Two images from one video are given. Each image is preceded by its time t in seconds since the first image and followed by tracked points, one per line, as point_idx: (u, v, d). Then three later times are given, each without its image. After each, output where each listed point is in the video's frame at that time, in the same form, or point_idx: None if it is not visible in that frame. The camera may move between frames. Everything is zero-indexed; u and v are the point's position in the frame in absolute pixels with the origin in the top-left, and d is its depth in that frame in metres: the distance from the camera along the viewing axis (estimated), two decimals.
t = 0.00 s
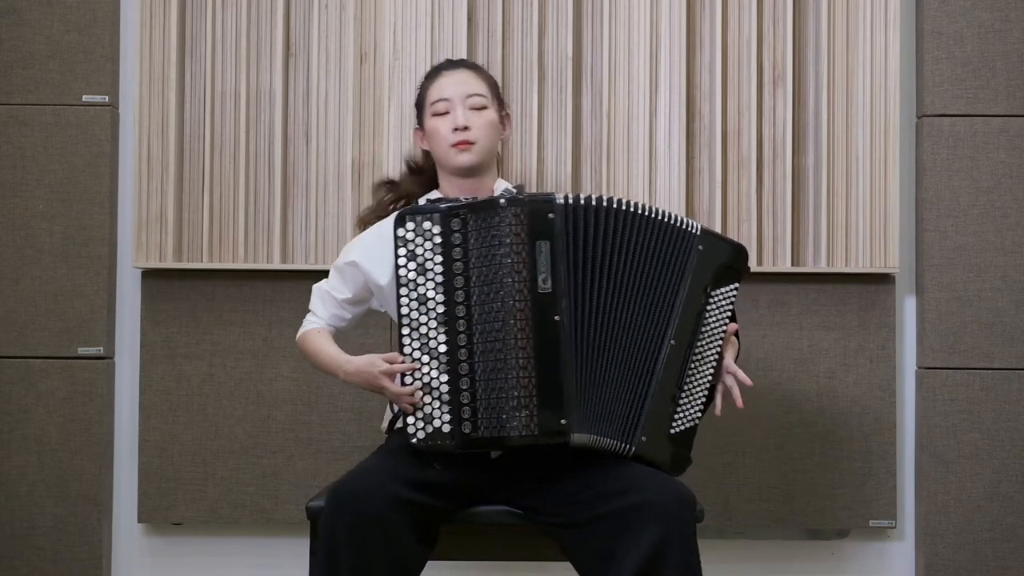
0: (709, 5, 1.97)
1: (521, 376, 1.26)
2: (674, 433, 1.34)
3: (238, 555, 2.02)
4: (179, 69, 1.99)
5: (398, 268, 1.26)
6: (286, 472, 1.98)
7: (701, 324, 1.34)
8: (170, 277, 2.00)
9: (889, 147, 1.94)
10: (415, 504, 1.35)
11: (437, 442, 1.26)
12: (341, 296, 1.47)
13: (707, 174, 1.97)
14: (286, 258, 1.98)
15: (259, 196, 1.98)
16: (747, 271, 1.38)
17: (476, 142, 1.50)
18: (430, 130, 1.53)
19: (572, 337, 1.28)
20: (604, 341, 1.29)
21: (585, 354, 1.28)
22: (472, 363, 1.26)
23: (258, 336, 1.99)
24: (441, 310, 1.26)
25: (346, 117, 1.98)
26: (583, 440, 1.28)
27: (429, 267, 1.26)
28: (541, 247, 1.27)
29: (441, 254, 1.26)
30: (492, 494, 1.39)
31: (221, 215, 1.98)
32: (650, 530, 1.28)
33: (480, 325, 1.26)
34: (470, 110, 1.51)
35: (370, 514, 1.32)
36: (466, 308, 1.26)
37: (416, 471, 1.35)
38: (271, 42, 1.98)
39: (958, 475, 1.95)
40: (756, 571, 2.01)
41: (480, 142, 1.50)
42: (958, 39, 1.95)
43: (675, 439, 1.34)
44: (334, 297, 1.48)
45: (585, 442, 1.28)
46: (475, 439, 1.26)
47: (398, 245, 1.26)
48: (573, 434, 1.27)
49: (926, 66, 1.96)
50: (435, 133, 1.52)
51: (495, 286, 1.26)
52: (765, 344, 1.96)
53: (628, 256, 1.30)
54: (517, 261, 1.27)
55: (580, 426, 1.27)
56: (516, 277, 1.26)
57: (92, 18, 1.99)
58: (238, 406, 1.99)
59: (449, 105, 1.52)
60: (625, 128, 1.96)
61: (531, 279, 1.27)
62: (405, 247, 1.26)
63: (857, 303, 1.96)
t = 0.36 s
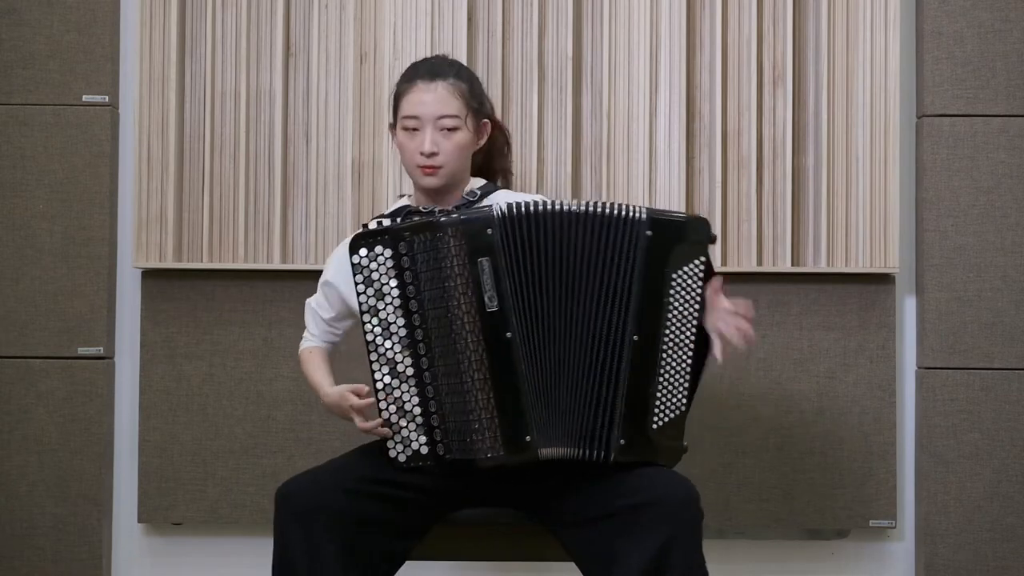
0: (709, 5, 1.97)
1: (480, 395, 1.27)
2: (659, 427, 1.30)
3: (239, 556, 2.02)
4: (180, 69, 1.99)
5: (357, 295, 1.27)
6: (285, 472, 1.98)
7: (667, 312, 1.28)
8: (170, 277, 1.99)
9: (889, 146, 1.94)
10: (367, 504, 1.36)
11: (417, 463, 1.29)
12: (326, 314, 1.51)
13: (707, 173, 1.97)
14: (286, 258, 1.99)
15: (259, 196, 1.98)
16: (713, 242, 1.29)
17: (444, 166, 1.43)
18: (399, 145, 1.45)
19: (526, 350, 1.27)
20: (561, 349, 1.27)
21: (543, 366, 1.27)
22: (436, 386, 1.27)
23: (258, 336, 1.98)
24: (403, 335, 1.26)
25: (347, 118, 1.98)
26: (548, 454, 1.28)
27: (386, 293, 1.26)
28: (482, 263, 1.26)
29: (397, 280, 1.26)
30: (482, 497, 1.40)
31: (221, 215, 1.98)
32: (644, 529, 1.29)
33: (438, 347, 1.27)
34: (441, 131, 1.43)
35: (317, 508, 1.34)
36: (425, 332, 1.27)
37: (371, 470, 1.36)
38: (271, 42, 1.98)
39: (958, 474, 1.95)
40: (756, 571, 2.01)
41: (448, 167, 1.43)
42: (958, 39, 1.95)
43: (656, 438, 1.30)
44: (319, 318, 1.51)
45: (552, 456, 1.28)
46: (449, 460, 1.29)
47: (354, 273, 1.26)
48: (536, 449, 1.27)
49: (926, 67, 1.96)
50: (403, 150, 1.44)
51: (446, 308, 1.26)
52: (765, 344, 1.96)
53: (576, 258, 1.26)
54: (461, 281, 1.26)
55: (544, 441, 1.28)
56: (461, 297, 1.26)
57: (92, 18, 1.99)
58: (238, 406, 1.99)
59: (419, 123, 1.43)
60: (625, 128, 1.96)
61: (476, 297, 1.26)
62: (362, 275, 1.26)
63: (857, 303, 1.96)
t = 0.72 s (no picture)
0: (709, 5, 1.97)
1: (482, 404, 1.27)
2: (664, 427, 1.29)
3: (238, 556, 2.02)
4: (180, 69, 1.99)
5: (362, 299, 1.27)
6: (285, 472, 1.98)
7: (663, 313, 1.27)
8: (170, 277, 1.99)
9: (889, 146, 1.94)
10: (369, 505, 1.36)
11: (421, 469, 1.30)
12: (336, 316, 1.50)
13: (707, 173, 1.97)
14: (286, 259, 1.99)
15: (259, 196, 1.98)
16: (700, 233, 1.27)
17: (464, 177, 1.40)
18: (416, 158, 1.41)
19: (528, 359, 1.27)
20: (562, 357, 1.27)
21: (545, 375, 1.27)
22: (439, 394, 1.28)
23: (258, 336, 1.98)
24: (407, 340, 1.27)
25: (347, 118, 1.98)
26: (552, 464, 1.28)
27: (390, 298, 1.27)
28: (481, 274, 1.25)
29: (401, 285, 1.27)
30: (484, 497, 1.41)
31: (221, 215, 1.98)
32: (638, 528, 1.29)
33: (441, 353, 1.28)
34: (459, 142, 1.39)
35: (320, 511, 1.35)
36: (428, 339, 1.28)
37: (372, 471, 1.37)
38: (271, 42, 1.98)
39: (958, 475, 1.95)
40: (756, 571, 2.01)
41: (468, 177, 1.40)
42: (958, 39, 1.95)
43: (662, 439, 1.29)
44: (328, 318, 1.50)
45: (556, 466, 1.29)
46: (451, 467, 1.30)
47: (359, 277, 1.27)
48: (541, 461, 1.27)
49: (926, 67, 1.96)
50: (421, 163, 1.41)
51: (447, 317, 1.27)
52: (765, 345, 1.96)
53: (568, 265, 1.26)
54: (462, 291, 1.26)
55: (547, 452, 1.28)
56: (462, 307, 1.26)
57: (92, 18, 2.00)
58: (238, 406, 1.99)
59: (436, 136, 1.39)
60: (625, 128, 1.96)
61: (477, 307, 1.26)
62: (367, 279, 1.27)
63: (857, 303, 1.96)
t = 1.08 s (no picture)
0: (709, 5, 1.97)
1: (482, 409, 1.27)
2: (661, 429, 1.29)
3: (238, 556, 2.02)
4: (180, 69, 1.99)
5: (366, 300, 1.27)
6: (285, 472, 1.98)
7: (661, 315, 1.28)
8: (170, 277, 1.99)
9: (889, 146, 1.94)
10: (369, 505, 1.36)
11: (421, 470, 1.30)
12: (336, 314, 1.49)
13: (707, 173, 1.97)
14: (286, 259, 1.99)
15: (259, 196, 1.98)
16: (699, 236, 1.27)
17: (477, 186, 1.40)
18: (427, 165, 1.41)
19: (530, 364, 1.27)
20: (563, 363, 1.27)
21: (546, 381, 1.27)
22: (441, 397, 1.28)
23: (259, 336, 1.98)
24: (410, 341, 1.27)
25: (347, 118, 1.97)
26: (552, 470, 1.28)
27: (394, 299, 1.26)
28: (485, 279, 1.25)
29: (405, 288, 1.26)
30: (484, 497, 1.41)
31: (221, 215, 1.98)
32: (631, 528, 1.28)
33: (443, 356, 1.28)
34: (472, 151, 1.39)
35: (321, 512, 1.34)
36: (431, 342, 1.28)
37: (373, 472, 1.37)
38: (271, 42, 1.98)
39: (958, 475, 1.95)
40: (756, 571, 2.01)
41: (481, 186, 1.40)
42: (958, 39, 1.95)
43: (659, 441, 1.29)
44: (328, 315, 1.50)
45: (555, 472, 1.29)
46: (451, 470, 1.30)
47: (362, 278, 1.26)
48: (541, 467, 1.27)
49: (926, 67, 1.96)
50: (433, 171, 1.40)
51: (450, 321, 1.27)
52: (765, 345, 1.96)
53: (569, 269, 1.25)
54: (466, 296, 1.26)
55: (548, 458, 1.28)
56: (465, 312, 1.26)
57: (92, 18, 2.00)
58: (238, 406, 1.99)
59: (449, 145, 1.38)
60: (626, 128, 1.96)
61: (480, 312, 1.26)
62: (372, 280, 1.26)
63: (857, 303, 1.96)
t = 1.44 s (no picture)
0: (709, 5, 1.97)
1: (490, 414, 1.26)
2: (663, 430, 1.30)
3: (239, 556, 2.02)
4: (180, 70, 1.99)
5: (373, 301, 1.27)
6: (285, 472, 1.98)
7: (664, 316, 1.28)
8: (170, 277, 1.99)
9: (889, 146, 1.94)
10: (375, 507, 1.36)
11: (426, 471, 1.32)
12: (339, 313, 1.48)
13: (707, 173, 1.97)
14: (286, 259, 1.99)
15: (259, 196, 1.98)
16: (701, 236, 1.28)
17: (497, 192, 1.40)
18: (447, 171, 1.40)
19: (539, 369, 1.26)
20: (570, 366, 1.27)
21: (553, 385, 1.26)
22: (448, 400, 1.28)
23: (259, 336, 1.98)
24: (417, 344, 1.27)
25: (347, 118, 1.97)
26: (559, 475, 1.28)
27: (401, 300, 1.26)
28: (495, 284, 1.24)
29: (412, 289, 1.26)
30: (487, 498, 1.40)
31: (221, 215, 1.98)
32: (630, 526, 1.28)
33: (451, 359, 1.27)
34: (494, 159, 1.38)
35: (326, 512, 1.35)
36: (438, 344, 1.27)
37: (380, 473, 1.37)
38: (271, 42, 1.98)
39: (958, 475, 1.95)
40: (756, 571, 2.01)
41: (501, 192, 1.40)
42: (958, 39, 1.95)
43: (662, 442, 1.30)
44: (331, 313, 1.49)
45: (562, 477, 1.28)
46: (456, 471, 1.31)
47: (370, 279, 1.26)
48: (548, 472, 1.27)
49: (926, 67, 1.96)
50: (453, 177, 1.39)
51: (458, 324, 1.25)
52: (765, 345, 1.97)
53: (576, 272, 1.26)
54: (475, 300, 1.24)
55: (555, 463, 1.27)
56: (475, 315, 1.25)
57: (92, 18, 1.99)
58: (238, 406, 1.99)
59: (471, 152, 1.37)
60: (626, 128, 1.96)
61: (490, 317, 1.24)
62: (378, 280, 1.26)
63: (857, 303, 1.96)
